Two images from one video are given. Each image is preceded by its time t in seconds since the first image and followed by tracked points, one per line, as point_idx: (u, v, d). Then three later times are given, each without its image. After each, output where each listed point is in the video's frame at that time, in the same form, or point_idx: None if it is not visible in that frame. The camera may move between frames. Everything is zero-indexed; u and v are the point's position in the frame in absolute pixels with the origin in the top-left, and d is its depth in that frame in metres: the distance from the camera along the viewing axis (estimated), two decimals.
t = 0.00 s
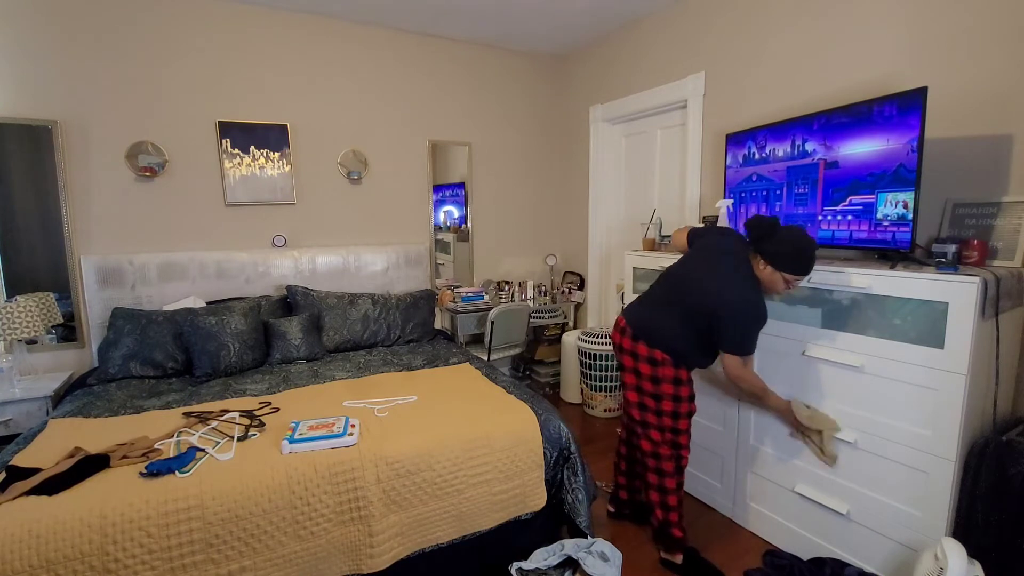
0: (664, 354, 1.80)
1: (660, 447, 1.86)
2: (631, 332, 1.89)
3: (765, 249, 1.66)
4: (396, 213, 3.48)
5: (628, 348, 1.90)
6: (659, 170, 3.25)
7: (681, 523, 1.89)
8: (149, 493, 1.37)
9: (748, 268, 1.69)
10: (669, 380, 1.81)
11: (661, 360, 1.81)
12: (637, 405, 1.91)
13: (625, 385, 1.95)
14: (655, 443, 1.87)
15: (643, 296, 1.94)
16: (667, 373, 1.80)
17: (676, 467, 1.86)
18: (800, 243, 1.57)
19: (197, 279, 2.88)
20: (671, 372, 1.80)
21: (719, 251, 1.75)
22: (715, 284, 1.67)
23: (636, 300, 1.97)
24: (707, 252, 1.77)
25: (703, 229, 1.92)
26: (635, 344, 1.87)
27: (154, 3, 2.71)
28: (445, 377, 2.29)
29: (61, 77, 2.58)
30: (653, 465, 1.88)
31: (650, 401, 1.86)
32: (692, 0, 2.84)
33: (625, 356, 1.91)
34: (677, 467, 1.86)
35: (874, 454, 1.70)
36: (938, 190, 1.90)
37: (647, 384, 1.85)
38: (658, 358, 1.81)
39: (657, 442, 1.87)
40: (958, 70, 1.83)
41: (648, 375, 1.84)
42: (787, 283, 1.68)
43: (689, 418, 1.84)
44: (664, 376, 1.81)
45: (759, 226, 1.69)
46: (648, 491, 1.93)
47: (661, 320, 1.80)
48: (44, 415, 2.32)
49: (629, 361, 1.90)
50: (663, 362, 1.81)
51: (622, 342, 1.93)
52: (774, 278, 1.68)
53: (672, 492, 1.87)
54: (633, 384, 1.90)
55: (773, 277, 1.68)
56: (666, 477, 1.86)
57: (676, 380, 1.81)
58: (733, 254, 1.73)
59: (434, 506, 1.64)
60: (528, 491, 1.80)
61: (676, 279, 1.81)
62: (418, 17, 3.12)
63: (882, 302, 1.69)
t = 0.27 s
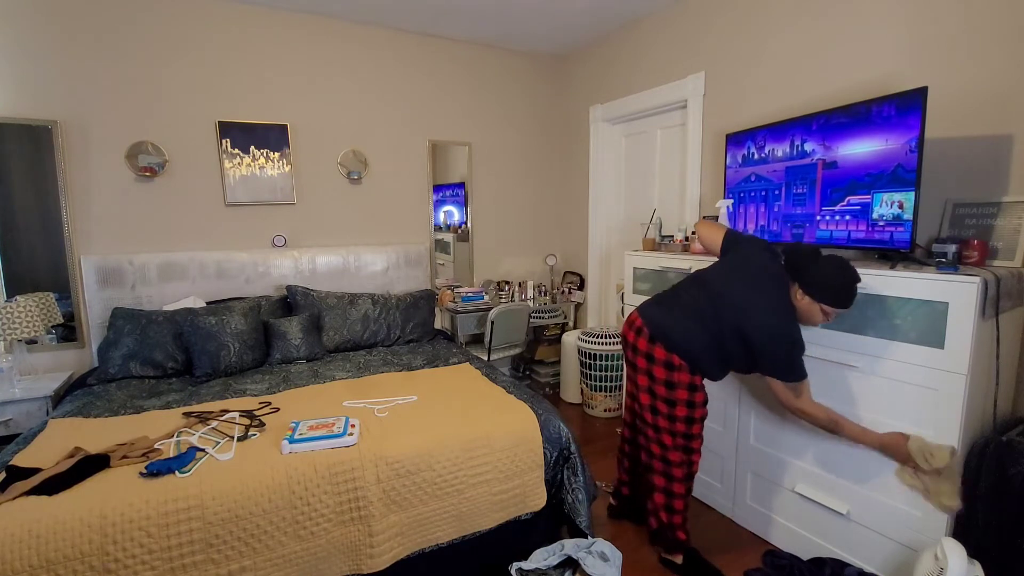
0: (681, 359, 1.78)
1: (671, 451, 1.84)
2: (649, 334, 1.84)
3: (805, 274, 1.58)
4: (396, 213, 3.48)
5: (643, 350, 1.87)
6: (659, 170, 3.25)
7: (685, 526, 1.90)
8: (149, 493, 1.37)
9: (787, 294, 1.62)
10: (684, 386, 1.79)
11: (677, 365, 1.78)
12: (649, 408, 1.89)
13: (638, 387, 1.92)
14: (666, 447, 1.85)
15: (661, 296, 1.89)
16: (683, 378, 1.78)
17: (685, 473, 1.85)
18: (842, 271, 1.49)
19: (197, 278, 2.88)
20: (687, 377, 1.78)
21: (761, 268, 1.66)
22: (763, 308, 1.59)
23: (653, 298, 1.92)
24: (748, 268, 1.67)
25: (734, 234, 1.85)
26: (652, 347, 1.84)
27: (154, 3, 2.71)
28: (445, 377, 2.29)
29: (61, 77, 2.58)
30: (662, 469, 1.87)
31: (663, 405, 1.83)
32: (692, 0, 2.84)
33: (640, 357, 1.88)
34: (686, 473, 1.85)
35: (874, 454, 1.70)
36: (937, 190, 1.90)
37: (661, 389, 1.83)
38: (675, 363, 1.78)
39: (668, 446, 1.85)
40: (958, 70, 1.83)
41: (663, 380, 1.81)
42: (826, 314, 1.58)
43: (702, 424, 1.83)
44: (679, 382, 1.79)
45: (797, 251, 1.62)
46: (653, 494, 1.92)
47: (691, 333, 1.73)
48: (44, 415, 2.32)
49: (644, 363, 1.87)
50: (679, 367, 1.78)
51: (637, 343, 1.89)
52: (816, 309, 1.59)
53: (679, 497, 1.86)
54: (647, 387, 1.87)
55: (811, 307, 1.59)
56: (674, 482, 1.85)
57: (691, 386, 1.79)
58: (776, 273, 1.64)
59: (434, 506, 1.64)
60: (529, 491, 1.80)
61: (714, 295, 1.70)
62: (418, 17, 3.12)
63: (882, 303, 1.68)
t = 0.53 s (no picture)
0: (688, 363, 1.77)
1: (683, 455, 1.82)
2: (652, 339, 1.83)
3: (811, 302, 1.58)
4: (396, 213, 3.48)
5: (649, 354, 1.84)
6: (659, 170, 3.25)
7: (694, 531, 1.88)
8: (149, 493, 1.37)
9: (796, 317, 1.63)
10: (692, 387, 1.77)
11: (684, 367, 1.77)
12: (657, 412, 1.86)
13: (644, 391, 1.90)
14: (677, 451, 1.83)
15: (666, 303, 1.89)
16: (691, 380, 1.76)
17: (697, 476, 1.83)
18: (848, 307, 1.49)
19: (197, 278, 2.88)
20: (695, 379, 1.77)
21: (771, 284, 1.66)
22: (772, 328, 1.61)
23: (656, 304, 1.92)
24: (760, 283, 1.66)
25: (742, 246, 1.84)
26: (657, 351, 1.81)
27: (154, 3, 2.71)
28: (445, 377, 2.29)
29: (61, 77, 2.58)
30: (673, 473, 1.84)
31: (673, 409, 1.80)
32: None
33: (645, 362, 1.86)
34: (698, 476, 1.83)
35: (874, 454, 1.70)
36: (938, 190, 1.90)
37: (670, 393, 1.80)
38: (682, 365, 1.77)
39: (680, 450, 1.82)
40: (957, 69, 1.83)
41: (672, 383, 1.78)
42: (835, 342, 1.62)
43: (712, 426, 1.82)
44: (687, 384, 1.77)
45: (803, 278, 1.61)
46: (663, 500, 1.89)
47: (694, 342, 1.73)
48: (44, 414, 2.32)
49: (650, 367, 1.84)
50: (686, 369, 1.77)
51: (641, 347, 1.87)
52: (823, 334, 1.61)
53: (691, 502, 1.83)
54: (654, 392, 1.84)
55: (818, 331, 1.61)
56: (686, 486, 1.83)
57: (698, 387, 1.78)
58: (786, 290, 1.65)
59: (434, 506, 1.64)
60: (529, 491, 1.80)
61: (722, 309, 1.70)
62: (418, 17, 3.12)
63: (882, 303, 1.68)
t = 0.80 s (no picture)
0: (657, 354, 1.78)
1: (666, 444, 1.84)
2: (625, 333, 1.86)
3: (773, 297, 1.59)
4: (396, 213, 3.48)
5: (621, 348, 1.87)
6: (659, 170, 3.25)
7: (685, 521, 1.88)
8: (149, 493, 1.37)
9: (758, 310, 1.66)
10: (663, 377, 1.78)
11: (654, 358, 1.78)
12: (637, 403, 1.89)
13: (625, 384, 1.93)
14: (660, 440, 1.85)
15: (644, 300, 1.91)
16: (661, 371, 1.77)
17: (681, 465, 1.84)
18: (807, 305, 1.51)
19: (197, 279, 2.88)
20: (665, 369, 1.78)
21: (739, 279, 1.66)
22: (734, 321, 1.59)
23: (635, 302, 1.94)
24: (729, 278, 1.66)
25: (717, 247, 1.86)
26: (628, 345, 1.84)
27: (154, 3, 2.71)
28: (445, 377, 2.29)
29: (60, 77, 2.58)
30: (658, 462, 1.86)
31: (649, 399, 1.83)
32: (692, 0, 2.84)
33: (619, 355, 1.89)
34: (681, 464, 1.85)
35: (874, 453, 1.70)
36: (938, 190, 1.90)
37: (644, 384, 1.82)
38: (651, 357, 1.78)
39: (661, 439, 1.85)
40: (957, 69, 1.83)
41: (643, 374, 1.81)
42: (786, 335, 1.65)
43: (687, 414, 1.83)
44: (658, 374, 1.78)
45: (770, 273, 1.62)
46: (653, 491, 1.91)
47: (663, 336, 1.75)
48: (44, 415, 2.32)
49: (624, 361, 1.87)
50: (656, 360, 1.78)
51: (616, 342, 1.91)
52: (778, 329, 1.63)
53: (677, 491, 1.85)
54: (631, 384, 1.87)
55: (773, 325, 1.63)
56: (671, 476, 1.84)
57: (670, 376, 1.78)
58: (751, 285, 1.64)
59: (434, 506, 1.64)
60: (528, 491, 1.80)
61: (689, 302, 1.71)
62: (419, 17, 3.12)
63: (882, 303, 1.68)
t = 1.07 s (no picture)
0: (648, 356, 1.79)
1: (663, 440, 1.84)
2: (617, 335, 1.87)
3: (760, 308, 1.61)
4: (396, 213, 3.48)
5: (612, 350, 1.89)
6: (659, 170, 3.25)
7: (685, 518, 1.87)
8: (149, 493, 1.37)
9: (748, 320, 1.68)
10: (654, 376, 1.79)
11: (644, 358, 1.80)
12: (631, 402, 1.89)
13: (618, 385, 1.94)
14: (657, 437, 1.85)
15: (637, 301, 1.93)
16: (651, 370, 1.78)
17: (680, 461, 1.83)
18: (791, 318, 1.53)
19: (197, 279, 2.88)
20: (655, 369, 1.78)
21: (727, 287, 1.67)
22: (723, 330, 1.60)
23: (630, 303, 1.96)
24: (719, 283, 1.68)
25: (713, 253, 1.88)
26: (619, 346, 1.86)
27: (154, 3, 2.71)
28: (445, 377, 2.29)
29: (61, 77, 2.58)
30: (657, 460, 1.86)
31: (641, 399, 1.83)
32: (692, 0, 2.84)
33: (610, 357, 1.90)
34: (680, 461, 1.83)
35: (874, 453, 1.70)
36: (938, 190, 1.90)
37: (635, 384, 1.83)
38: (641, 357, 1.80)
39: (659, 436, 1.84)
40: (957, 69, 1.83)
41: (634, 374, 1.81)
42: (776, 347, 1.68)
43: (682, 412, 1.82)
44: (649, 374, 1.79)
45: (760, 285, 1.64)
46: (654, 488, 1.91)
47: (654, 339, 1.76)
48: (44, 415, 2.32)
49: (615, 362, 1.88)
50: (646, 360, 1.79)
51: (607, 343, 1.92)
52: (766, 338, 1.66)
53: (676, 487, 1.84)
54: (624, 384, 1.88)
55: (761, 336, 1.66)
56: (670, 473, 1.84)
57: (661, 375, 1.79)
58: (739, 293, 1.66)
59: (434, 506, 1.64)
60: (528, 491, 1.80)
61: (680, 310, 1.72)
62: (418, 17, 3.12)
63: (882, 303, 1.68)
